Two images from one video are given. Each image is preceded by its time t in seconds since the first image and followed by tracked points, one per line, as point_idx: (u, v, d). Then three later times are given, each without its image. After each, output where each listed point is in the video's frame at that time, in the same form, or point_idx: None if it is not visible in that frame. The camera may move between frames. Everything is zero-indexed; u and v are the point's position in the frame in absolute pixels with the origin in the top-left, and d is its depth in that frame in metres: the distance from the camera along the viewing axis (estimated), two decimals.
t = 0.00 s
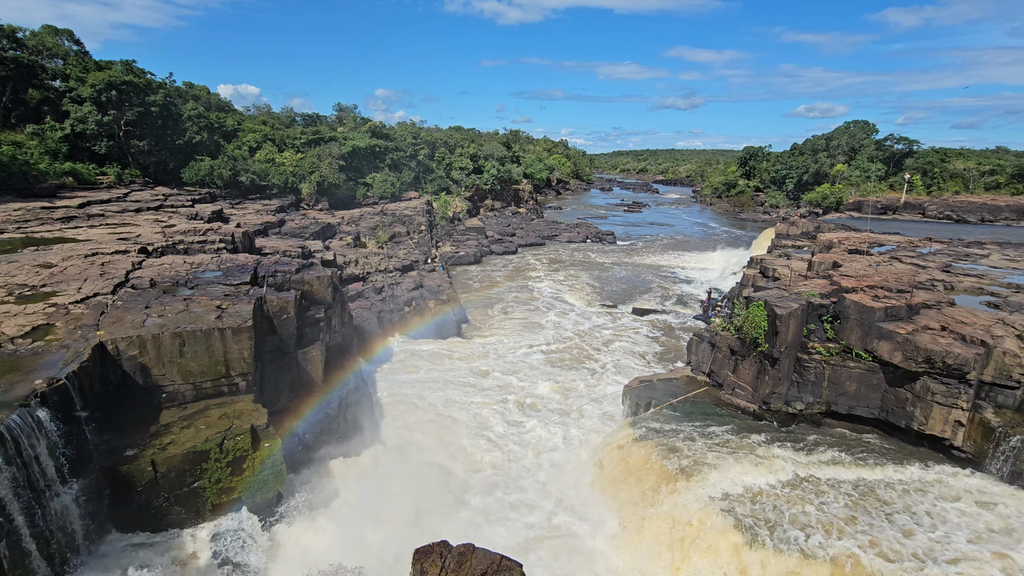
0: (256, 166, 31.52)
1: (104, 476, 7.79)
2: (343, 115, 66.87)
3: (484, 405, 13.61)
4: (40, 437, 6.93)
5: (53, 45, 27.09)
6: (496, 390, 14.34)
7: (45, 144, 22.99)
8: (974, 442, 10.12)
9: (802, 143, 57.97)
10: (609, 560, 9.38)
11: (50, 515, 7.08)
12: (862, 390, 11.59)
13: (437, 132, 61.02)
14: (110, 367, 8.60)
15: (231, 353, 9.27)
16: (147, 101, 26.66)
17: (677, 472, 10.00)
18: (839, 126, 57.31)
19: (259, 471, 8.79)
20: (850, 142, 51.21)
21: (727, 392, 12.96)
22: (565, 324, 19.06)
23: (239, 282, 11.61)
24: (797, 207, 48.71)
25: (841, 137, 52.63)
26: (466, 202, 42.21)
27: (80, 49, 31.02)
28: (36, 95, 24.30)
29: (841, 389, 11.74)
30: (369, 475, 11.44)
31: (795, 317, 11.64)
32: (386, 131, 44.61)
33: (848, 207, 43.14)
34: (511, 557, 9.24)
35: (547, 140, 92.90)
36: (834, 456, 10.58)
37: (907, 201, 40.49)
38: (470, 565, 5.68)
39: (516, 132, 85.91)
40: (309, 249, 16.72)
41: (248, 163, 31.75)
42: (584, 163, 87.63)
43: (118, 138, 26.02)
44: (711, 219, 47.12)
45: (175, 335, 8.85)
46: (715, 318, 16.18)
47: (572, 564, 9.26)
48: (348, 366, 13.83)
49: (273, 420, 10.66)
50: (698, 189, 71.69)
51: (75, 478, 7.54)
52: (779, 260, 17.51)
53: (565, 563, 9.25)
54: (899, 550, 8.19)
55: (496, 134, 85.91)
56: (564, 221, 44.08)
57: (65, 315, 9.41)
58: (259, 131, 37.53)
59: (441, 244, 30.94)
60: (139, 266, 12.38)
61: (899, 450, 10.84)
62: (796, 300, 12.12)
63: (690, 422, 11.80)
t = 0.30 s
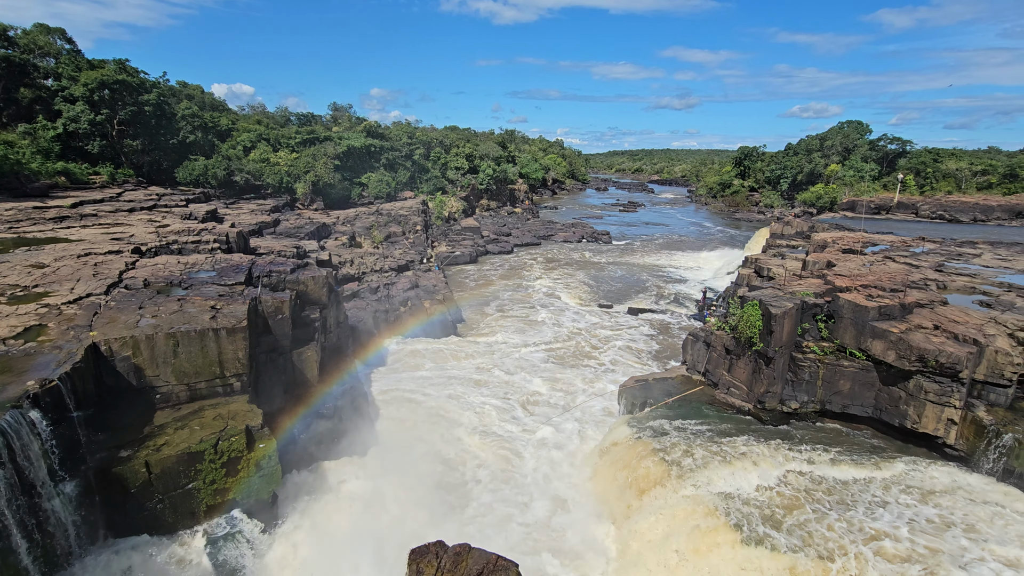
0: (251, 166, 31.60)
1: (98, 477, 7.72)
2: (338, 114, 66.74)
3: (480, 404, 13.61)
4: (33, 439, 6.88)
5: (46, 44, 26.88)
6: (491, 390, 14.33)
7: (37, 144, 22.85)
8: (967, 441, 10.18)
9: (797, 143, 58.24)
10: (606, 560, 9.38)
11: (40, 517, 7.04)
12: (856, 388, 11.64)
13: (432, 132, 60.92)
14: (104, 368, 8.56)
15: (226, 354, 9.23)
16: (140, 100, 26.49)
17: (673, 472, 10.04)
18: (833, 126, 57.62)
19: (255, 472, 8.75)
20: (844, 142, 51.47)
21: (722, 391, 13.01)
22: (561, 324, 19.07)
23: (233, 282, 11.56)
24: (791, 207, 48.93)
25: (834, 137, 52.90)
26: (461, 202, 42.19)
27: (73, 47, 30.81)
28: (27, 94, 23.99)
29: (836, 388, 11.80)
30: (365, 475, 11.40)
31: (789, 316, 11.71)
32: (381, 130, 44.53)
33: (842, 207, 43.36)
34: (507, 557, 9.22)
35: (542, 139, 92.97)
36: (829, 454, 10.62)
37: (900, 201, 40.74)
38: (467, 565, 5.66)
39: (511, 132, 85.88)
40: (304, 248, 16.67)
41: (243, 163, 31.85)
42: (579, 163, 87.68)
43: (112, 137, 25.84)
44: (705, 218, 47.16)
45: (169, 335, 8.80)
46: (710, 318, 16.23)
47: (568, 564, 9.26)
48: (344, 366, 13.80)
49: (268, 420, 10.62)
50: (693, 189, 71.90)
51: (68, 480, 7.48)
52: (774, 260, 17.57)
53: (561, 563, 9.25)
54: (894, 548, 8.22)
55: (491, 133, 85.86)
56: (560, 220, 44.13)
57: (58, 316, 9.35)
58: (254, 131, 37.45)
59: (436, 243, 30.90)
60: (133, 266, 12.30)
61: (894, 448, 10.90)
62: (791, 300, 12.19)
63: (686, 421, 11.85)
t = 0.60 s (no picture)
0: (244, 166, 31.45)
1: (90, 481, 7.66)
2: (332, 114, 66.58)
3: (475, 404, 13.62)
4: (24, 442, 6.81)
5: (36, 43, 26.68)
6: (487, 390, 14.33)
7: (28, 144, 22.68)
8: (958, 438, 10.27)
9: (790, 144, 58.58)
10: (602, 559, 9.40)
11: (30, 521, 6.96)
12: (849, 387, 11.71)
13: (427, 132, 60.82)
14: (96, 370, 8.50)
15: (220, 355, 9.20)
16: (132, 101, 26.32)
17: (669, 471, 10.08)
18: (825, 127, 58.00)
19: (249, 475, 8.71)
20: (837, 142, 51.75)
21: (717, 390, 13.06)
22: (556, 324, 19.08)
23: (227, 283, 11.51)
24: (784, 207, 49.20)
25: (828, 138, 53.23)
26: (456, 202, 42.16)
27: (64, 47, 30.58)
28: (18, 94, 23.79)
29: (829, 387, 11.87)
30: (360, 476, 11.39)
31: (783, 315, 11.77)
32: (376, 130, 44.44)
33: (835, 207, 43.63)
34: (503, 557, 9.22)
35: (537, 139, 93.04)
36: (822, 453, 10.70)
37: (892, 201, 41.06)
38: (462, 565, 5.66)
39: (506, 133, 85.94)
40: (299, 249, 16.62)
41: (236, 163, 31.70)
42: (574, 163, 87.84)
43: (104, 138, 25.66)
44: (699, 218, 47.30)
45: (162, 337, 8.76)
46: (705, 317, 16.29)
47: (564, 564, 9.27)
48: (339, 367, 13.76)
49: (264, 422, 10.58)
50: (688, 189, 72.16)
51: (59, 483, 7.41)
52: (767, 260, 17.67)
53: (557, 563, 9.26)
54: (889, 544, 8.27)
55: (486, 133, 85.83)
56: (555, 221, 44.19)
57: (49, 318, 9.28)
58: (247, 132, 37.31)
59: (431, 244, 30.87)
60: (125, 268, 12.22)
61: (887, 446, 10.98)
62: (785, 299, 12.26)
63: (681, 420, 11.89)
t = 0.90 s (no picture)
0: (236, 167, 31.29)
1: (81, 485, 7.60)
2: (325, 115, 66.35)
3: (470, 404, 13.60)
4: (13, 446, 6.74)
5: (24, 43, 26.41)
6: (481, 390, 14.31)
7: (17, 145, 22.45)
8: (949, 435, 10.36)
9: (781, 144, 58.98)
10: (597, 558, 9.42)
11: (20, 526, 6.89)
12: (841, 385, 11.79)
13: (420, 132, 60.71)
14: (87, 373, 8.42)
15: (212, 357, 9.14)
16: (122, 101, 26.11)
17: (664, 470, 10.11)
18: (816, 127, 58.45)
19: (243, 477, 8.65)
20: (828, 142, 52.12)
21: (711, 389, 13.12)
22: (550, 324, 19.08)
23: (219, 285, 11.44)
24: (776, 207, 49.50)
25: (818, 138, 53.63)
26: (450, 202, 42.12)
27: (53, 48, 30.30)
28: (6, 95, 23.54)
29: (821, 385, 11.95)
30: (354, 477, 11.34)
31: (775, 314, 11.85)
32: (369, 131, 44.33)
33: (826, 206, 43.94)
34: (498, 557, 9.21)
35: (530, 140, 93.12)
36: (815, 450, 10.77)
37: (882, 201, 41.42)
38: (457, 566, 5.66)
39: (499, 133, 85.95)
40: (292, 250, 16.54)
41: (228, 164, 31.48)
42: (567, 163, 88.00)
43: (93, 139, 25.42)
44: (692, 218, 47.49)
45: (153, 339, 8.70)
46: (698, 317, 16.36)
47: (559, 563, 9.29)
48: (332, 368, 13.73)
49: (257, 424, 10.54)
50: (680, 189, 72.47)
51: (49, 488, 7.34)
52: (760, 259, 17.77)
53: (553, 563, 9.27)
54: (880, 541, 8.34)
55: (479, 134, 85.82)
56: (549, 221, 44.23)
57: (39, 321, 9.19)
58: (239, 132, 37.11)
59: (425, 245, 30.82)
60: (116, 270, 12.11)
61: (880, 444, 11.06)
62: (777, 298, 12.34)
63: (675, 420, 11.93)
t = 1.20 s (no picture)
0: (226, 167, 31.08)
1: (70, 489, 7.53)
2: (316, 115, 66.02)
3: (463, 404, 13.60)
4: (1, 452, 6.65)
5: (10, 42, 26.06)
6: (474, 391, 14.30)
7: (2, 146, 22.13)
8: (936, 431, 10.49)
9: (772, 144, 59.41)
10: (591, 557, 9.46)
11: (9, 531, 6.81)
12: (831, 382, 11.90)
13: (411, 132, 60.64)
14: (75, 376, 8.32)
15: (202, 359, 9.07)
16: (110, 101, 25.84)
17: (657, 468, 10.15)
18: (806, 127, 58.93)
19: (234, 480, 8.60)
20: (817, 142, 52.49)
21: (703, 388, 13.19)
22: (542, 324, 19.10)
23: (210, 286, 11.37)
24: (766, 206, 49.85)
25: (808, 137, 54.08)
26: (442, 203, 42.06)
27: (39, 47, 29.92)
28: None
29: (812, 383, 12.05)
30: (347, 478, 11.32)
31: (766, 313, 11.95)
32: (360, 131, 44.20)
33: (816, 206, 44.31)
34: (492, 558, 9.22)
35: (522, 140, 93.14)
36: (806, 447, 10.87)
37: (871, 200, 41.85)
38: (451, 566, 5.66)
39: (491, 133, 85.91)
40: (283, 251, 16.46)
41: (218, 165, 31.29)
42: (560, 163, 88.13)
43: (80, 139, 25.13)
44: (684, 218, 47.73)
45: (143, 341, 8.64)
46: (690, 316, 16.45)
47: (553, 563, 9.34)
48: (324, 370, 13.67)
49: (248, 426, 10.48)
50: (672, 189, 72.80)
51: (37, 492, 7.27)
52: (750, 258, 17.91)
53: (547, 562, 9.30)
54: (870, 536, 8.43)
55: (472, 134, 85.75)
56: (541, 221, 44.29)
57: (25, 323, 9.09)
58: (229, 133, 36.85)
59: (417, 245, 30.78)
60: (104, 271, 12.00)
61: (868, 441, 11.20)
62: (768, 297, 12.44)
63: (667, 418, 11.99)
